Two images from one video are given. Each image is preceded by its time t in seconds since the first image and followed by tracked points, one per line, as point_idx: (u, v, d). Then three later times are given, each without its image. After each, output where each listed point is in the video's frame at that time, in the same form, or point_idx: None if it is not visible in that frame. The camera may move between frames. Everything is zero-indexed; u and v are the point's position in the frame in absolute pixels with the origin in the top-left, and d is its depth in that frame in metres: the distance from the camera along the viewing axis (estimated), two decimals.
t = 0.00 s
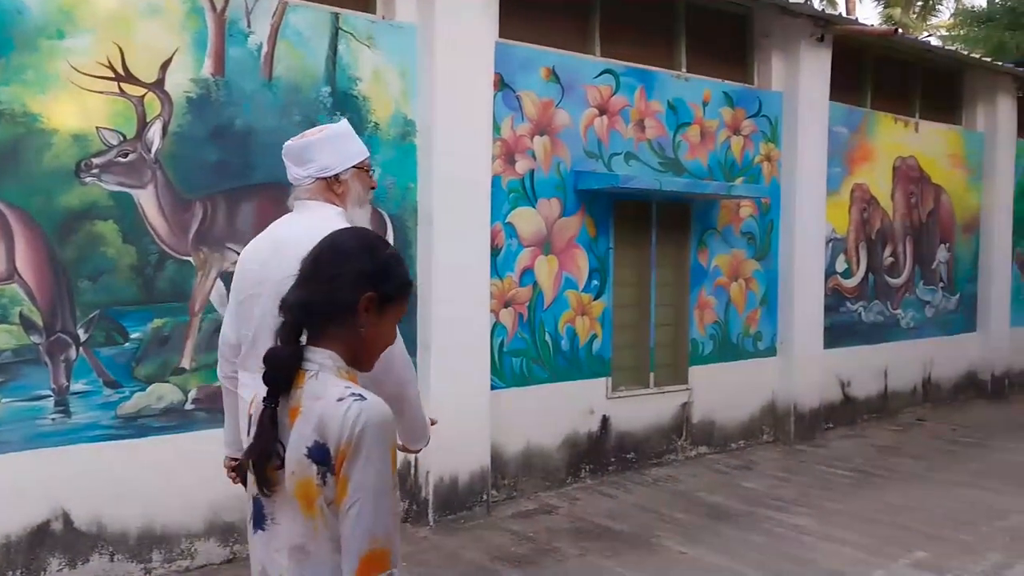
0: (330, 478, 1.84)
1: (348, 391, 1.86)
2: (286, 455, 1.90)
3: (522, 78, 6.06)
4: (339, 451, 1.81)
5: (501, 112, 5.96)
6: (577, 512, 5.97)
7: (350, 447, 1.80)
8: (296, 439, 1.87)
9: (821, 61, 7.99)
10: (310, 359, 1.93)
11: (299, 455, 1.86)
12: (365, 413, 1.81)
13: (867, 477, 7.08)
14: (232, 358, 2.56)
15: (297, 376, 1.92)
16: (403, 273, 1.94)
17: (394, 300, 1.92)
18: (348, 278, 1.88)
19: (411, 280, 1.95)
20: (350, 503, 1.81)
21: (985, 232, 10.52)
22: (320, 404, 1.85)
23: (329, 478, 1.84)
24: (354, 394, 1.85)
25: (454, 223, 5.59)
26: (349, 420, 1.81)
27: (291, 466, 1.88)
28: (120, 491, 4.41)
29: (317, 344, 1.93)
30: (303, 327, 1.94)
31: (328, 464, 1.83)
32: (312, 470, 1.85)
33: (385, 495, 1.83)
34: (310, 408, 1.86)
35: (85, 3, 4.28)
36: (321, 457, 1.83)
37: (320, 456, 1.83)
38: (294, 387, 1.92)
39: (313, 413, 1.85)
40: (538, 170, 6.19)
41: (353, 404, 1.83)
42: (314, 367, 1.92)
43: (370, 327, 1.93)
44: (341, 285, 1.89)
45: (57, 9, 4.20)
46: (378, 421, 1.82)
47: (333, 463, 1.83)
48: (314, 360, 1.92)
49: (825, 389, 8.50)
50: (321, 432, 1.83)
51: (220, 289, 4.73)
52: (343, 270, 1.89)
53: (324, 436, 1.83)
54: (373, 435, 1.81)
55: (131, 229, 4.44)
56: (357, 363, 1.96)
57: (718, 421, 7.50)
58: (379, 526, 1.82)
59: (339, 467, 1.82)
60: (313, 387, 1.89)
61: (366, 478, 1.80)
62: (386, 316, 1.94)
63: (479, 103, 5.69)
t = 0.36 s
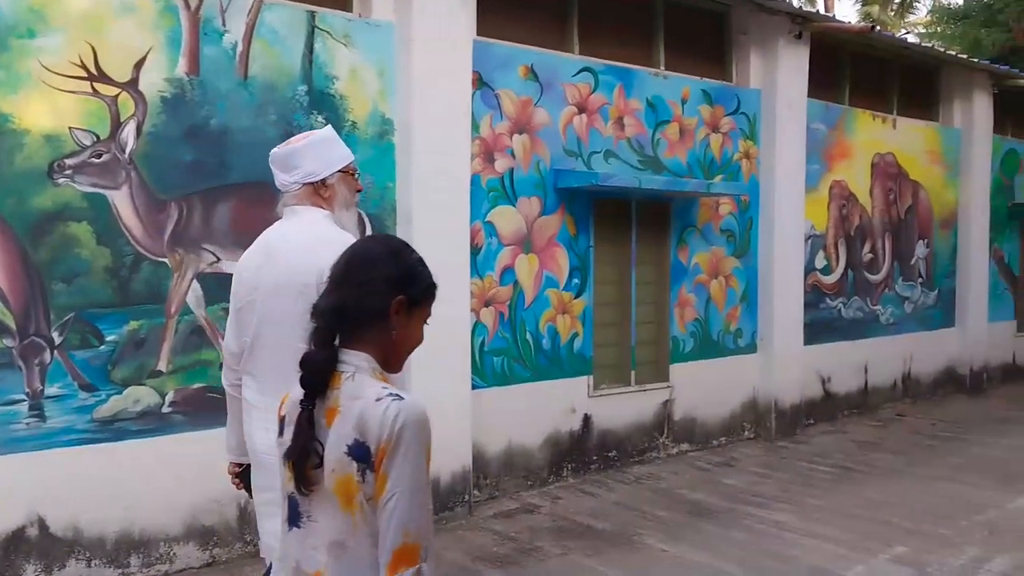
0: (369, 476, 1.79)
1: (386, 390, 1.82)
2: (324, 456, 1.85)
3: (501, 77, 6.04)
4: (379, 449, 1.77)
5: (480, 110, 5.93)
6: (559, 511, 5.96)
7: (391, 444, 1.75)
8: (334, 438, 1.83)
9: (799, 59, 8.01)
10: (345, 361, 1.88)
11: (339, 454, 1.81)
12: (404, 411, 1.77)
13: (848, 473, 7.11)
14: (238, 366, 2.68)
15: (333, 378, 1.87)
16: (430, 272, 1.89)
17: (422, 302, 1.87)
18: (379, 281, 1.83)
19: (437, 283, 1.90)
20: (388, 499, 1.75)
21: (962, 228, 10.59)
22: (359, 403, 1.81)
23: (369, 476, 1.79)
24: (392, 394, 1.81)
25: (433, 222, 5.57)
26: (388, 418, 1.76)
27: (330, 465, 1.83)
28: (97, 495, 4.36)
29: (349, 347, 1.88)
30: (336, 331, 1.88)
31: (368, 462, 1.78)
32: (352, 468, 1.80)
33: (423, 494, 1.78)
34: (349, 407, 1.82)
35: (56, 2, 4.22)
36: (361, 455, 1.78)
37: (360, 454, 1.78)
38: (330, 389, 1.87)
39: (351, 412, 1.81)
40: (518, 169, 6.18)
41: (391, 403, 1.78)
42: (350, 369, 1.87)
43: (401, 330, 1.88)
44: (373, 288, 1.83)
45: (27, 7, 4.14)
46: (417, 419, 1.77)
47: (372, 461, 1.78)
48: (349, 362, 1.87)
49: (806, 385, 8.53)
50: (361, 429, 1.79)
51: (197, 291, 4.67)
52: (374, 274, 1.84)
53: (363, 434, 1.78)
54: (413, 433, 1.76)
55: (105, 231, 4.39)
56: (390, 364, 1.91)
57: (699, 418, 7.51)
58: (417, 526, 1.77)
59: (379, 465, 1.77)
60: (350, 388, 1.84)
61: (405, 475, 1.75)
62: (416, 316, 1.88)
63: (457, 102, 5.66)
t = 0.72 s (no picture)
0: (403, 470, 1.83)
1: (416, 388, 1.87)
2: (358, 453, 1.87)
3: (481, 77, 6.02)
4: (412, 444, 1.82)
5: (460, 111, 5.91)
6: (541, 512, 5.94)
7: (423, 439, 1.81)
8: (368, 435, 1.86)
9: (779, 60, 8.03)
10: (374, 362, 1.91)
11: (372, 450, 1.85)
12: (435, 407, 1.82)
13: (828, 473, 7.13)
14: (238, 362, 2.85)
15: (364, 379, 1.90)
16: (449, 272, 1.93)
17: (443, 302, 1.92)
18: (405, 284, 1.87)
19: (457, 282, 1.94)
20: (422, 491, 1.81)
21: (941, 228, 10.66)
22: (391, 401, 1.85)
23: (402, 470, 1.83)
24: (421, 391, 1.86)
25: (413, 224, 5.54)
26: (420, 414, 1.81)
27: (365, 462, 1.86)
28: (72, 501, 4.30)
29: (378, 349, 1.91)
30: (364, 334, 1.91)
31: (401, 457, 1.83)
32: (386, 463, 1.84)
33: (453, 487, 1.83)
34: (381, 405, 1.86)
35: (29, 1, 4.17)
36: (395, 451, 1.83)
37: (394, 449, 1.83)
38: (361, 390, 1.89)
39: (384, 410, 1.85)
40: (498, 170, 6.15)
41: (421, 400, 1.83)
42: (379, 370, 1.90)
43: (427, 330, 1.92)
44: (399, 291, 1.87)
45: None
46: (448, 415, 1.83)
47: (406, 455, 1.82)
48: (379, 363, 1.91)
49: (786, 385, 8.56)
50: (394, 426, 1.83)
51: (173, 293, 4.63)
52: (398, 277, 1.87)
53: (396, 430, 1.83)
54: (444, 428, 1.82)
55: (80, 233, 4.34)
56: (417, 362, 1.95)
57: (680, 418, 7.51)
58: (449, 516, 1.83)
59: (412, 459, 1.82)
60: (381, 387, 1.88)
61: (437, 467, 1.81)
62: (440, 316, 1.93)
63: (436, 102, 5.64)
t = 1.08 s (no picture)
0: (420, 444, 1.95)
1: (433, 365, 1.99)
2: (378, 429, 2.00)
3: (451, 74, 5.98)
4: (428, 418, 1.93)
5: (430, 108, 5.86)
6: (512, 511, 5.92)
7: (439, 413, 1.92)
8: (387, 411, 1.99)
9: (749, 58, 8.05)
10: (393, 341, 2.04)
11: (391, 425, 1.98)
12: (450, 382, 1.94)
13: (798, 469, 7.17)
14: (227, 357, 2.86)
15: (383, 357, 2.03)
16: (461, 256, 2.10)
17: (457, 284, 2.08)
18: (423, 267, 2.03)
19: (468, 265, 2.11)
20: (438, 463, 1.92)
21: (909, 225, 10.76)
22: (408, 379, 1.98)
23: (419, 444, 1.95)
24: (437, 368, 1.98)
25: (382, 222, 5.49)
26: (436, 389, 1.93)
27: (384, 436, 1.99)
28: (33, 505, 4.21)
29: (397, 329, 2.05)
30: (383, 316, 2.05)
31: (419, 431, 1.95)
32: (404, 438, 1.96)
33: (468, 459, 1.94)
34: (399, 383, 1.98)
35: None
36: (413, 425, 1.95)
37: (412, 424, 1.95)
38: (381, 368, 2.02)
39: (402, 387, 1.98)
40: (469, 167, 6.11)
41: (437, 375, 1.95)
42: (398, 349, 2.03)
43: (443, 309, 2.07)
44: (420, 273, 2.03)
45: None
46: (463, 389, 1.94)
47: (423, 429, 1.94)
48: (397, 343, 2.04)
49: (757, 381, 8.60)
50: (412, 402, 1.95)
51: (137, 293, 4.55)
52: (415, 261, 2.03)
53: (414, 406, 1.95)
54: (459, 403, 1.93)
55: (40, 231, 4.26)
56: (432, 342, 2.09)
57: (652, 415, 7.52)
58: (465, 486, 1.94)
59: (428, 433, 1.93)
60: (400, 364, 2.01)
61: (452, 440, 1.92)
62: (454, 296, 2.08)
63: (406, 100, 5.60)
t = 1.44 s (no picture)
0: (430, 434, 2.05)
1: (441, 359, 2.09)
2: (386, 419, 2.09)
3: (429, 75, 5.95)
4: (439, 410, 2.03)
5: (408, 109, 5.82)
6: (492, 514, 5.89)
7: (448, 405, 2.02)
8: (397, 403, 2.09)
9: (727, 60, 8.07)
10: (401, 335, 2.13)
11: (402, 416, 2.07)
12: (459, 374, 2.04)
13: (777, 470, 7.18)
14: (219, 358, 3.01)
15: (392, 350, 2.13)
16: (469, 254, 2.17)
17: (466, 282, 2.15)
18: (433, 264, 2.10)
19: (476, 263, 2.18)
20: (448, 453, 2.02)
21: (887, 226, 10.82)
22: (417, 371, 2.07)
23: (429, 434, 2.05)
24: (446, 361, 2.08)
25: (360, 225, 5.46)
26: (446, 381, 2.03)
27: (393, 427, 2.09)
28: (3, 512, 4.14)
29: (404, 323, 2.14)
30: (392, 309, 2.14)
31: (429, 422, 2.04)
32: (415, 428, 2.06)
33: (476, 450, 2.04)
34: (409, 374, 2.08)
35: None
36: (423, 416, 2.05)
37: (422, 415, 2.05)
38: (390, 360, 2.12)
39: (412, 378, 2.07)
40: (447, 169, 6.08)
41: (446, 368, 2.05)
42: (406, 342, 2.12)
43: (450, 306, 2.15)
44: (430, 269, 2.10)
45: None
46: (471, 382, 2.04)
47: (432, 421, 2.04)
48: (406, 336, 2.13)
49: (736, 382, 8.61)
50: (420, 394, 2.05)
51: (110, 296, 4.49)
52: (427, 256, 2.11)
53: (424, 398, 2.05)
54: (469, 395, 2.03)
55: (10, 234, 4.19)
56: (439, 337, 2.17)
57: (631, 417, 7.51)
58: (474, 475, 2.04)
59: (438, 424, 2.03)
60: (409, 357, 2.10)
61: (462, 430, 2.02)
62: (462, 293, 2.16)
63: (383, 101, 5.57)
